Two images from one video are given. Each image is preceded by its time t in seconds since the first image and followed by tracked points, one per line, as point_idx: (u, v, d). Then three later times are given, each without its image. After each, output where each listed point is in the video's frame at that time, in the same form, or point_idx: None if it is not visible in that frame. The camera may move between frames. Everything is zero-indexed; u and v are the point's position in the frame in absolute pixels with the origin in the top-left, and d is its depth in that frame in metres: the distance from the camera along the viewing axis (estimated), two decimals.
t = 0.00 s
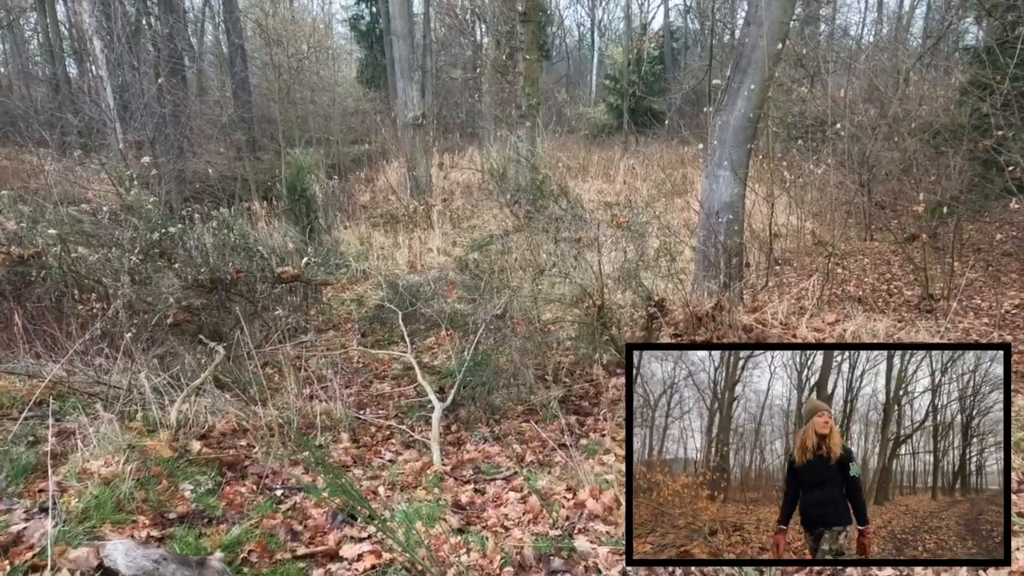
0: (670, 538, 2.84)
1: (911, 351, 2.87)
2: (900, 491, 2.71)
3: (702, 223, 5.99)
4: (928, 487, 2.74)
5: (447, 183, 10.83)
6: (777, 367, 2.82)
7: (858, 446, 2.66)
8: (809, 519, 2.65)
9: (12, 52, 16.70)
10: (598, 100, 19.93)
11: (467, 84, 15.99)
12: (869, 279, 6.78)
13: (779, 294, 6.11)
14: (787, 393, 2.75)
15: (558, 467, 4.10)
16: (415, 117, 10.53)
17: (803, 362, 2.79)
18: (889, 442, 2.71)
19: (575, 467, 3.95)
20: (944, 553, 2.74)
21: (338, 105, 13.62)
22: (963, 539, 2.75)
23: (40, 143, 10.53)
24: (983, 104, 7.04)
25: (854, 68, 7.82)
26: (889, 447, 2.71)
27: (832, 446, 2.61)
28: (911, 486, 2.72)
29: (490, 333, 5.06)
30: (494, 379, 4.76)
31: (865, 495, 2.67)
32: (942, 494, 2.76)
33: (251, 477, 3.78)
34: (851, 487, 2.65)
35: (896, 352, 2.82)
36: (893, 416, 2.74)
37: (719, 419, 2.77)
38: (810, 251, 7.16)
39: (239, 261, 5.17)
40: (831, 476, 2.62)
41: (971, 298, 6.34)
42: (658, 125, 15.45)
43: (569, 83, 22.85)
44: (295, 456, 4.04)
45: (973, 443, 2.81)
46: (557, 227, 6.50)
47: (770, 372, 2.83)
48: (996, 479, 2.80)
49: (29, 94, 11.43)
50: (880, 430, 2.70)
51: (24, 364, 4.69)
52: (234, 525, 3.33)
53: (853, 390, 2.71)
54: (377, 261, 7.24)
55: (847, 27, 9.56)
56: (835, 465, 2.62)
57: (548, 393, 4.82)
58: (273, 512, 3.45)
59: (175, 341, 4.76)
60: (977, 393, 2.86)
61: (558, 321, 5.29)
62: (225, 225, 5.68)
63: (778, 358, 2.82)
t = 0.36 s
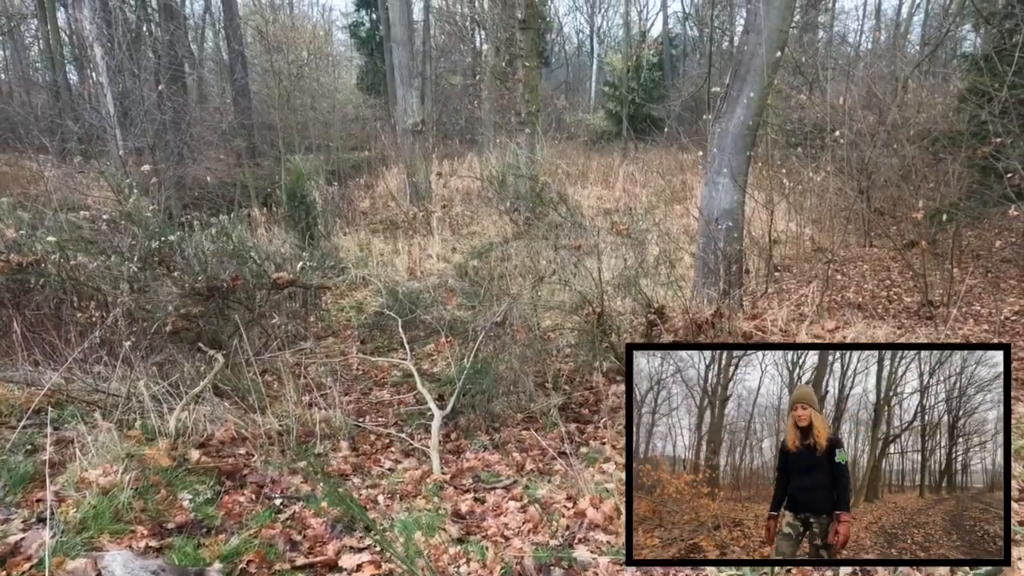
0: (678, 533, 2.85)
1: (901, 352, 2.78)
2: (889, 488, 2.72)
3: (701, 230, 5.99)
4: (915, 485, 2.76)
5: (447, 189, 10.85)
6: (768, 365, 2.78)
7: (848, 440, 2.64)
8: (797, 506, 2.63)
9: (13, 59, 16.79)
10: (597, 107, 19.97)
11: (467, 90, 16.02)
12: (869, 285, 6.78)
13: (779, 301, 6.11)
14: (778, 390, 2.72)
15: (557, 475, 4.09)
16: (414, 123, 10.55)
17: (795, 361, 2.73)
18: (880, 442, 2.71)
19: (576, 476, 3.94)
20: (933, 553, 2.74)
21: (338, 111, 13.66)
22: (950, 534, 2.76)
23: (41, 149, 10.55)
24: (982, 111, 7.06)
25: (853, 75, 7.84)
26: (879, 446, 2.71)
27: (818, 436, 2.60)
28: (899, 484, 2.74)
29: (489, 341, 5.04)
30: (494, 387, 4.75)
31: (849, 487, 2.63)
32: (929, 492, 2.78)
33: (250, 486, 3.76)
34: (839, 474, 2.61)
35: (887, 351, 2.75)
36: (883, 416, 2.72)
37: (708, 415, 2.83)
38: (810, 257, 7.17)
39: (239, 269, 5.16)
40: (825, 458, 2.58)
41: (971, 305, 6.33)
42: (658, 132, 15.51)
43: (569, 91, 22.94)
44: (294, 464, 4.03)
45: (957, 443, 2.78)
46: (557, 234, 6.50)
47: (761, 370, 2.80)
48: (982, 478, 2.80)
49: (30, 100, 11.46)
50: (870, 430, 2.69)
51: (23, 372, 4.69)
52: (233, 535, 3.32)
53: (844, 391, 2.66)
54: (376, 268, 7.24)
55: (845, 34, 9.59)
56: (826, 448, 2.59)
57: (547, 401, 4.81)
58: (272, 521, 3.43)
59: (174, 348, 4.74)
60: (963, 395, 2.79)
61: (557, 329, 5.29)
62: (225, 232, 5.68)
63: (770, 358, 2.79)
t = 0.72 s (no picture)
0: (673, 532, 2.91)
1: (889, 354, 2.90)
2: (875, 486, 2.84)
3: (704, 237, 5.98)
4: (901, 484, 2.86)
5: (449, 194, 10.86)
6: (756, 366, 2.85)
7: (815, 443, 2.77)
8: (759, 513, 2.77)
9: (16, 64, 16.87)
10: (598, 111, 19.93)
11: (468, 96, 16.00)
12: (871, 292, 6.76)
13: (781, 308, 6.10)
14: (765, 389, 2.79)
15: (560, 485, 4.07)
16: (416, 129, 10.55)
17: (784, 360, 2.84)
18: (866, 440, 2.85)
19: (578, 486, 3.92)
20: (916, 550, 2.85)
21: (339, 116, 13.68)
22: (931, 530, 2.88)
23: (43, 155, 10.58)
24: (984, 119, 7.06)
25: (855, 81, 7.83)
26: (865, 446, 2.85)
27: (775, 436, 2.74)
28: (885, 483, 2.85)
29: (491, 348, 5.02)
30: (496, 395, 4.74)
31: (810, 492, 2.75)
32: (914, 490, 2.87)
33: (252, 498, 3.75)
34: (799, 478, 2.73)
35: (874, 352, 2.87)
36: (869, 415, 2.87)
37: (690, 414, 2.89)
38: (812, 263, 7.15)
39: (241, 277, 5.16)
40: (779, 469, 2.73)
41: (974, 311, 6.31)
42: (659, 136, 15.52)
43: (570, 95, 22.97)
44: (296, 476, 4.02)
45: (942, 442, 2.87)
46: (558, 240, 6.49)
47: (749, 367, 2.86)
48: (965, 476, 2.88)
49: (32, 106, 11.49)
50: (857, 429, 2.86)
51: (24, 381, 4.70)
52: (234, 549, 3.31)
53: (833, 391, 2.82)
54: (378, 274, 7.24)
55: (847, 40, 9.58)
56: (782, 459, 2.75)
57: (549, 409, 4.79)
58: (274, 534, 3.42)
59: (176, 357, 4.76)
60: (947, 396, 2.90)
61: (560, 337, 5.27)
62: (226, 240, 5.67)
63: (757, 359, 2.84)
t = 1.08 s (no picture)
0: (661, 527, 2.97)
1: (873, 353, 2.98)
2: (859, 484, 2.95)
3: (707, 245, 5.96)
4: (882, 480, 2.96)
5: (451, 200, 10.84)
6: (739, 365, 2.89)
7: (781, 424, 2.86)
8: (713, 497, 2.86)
9: (22, 70, 17.03)
10: (600, 118, 19.93)
11: (470, 102, 16.00)
12: (875, 299, 6.73)
13: (784, 316, 6.06)
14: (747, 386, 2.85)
15: (562, 498, 4.03)
16: (419, 134, 10.51)
17: (770, 358, 2.89)
18: (851, 438, 2.95)
19: (580, 500, 3.89)
20: (897, 542, 2.95)
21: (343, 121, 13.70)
22: (910, 524, 2.97)
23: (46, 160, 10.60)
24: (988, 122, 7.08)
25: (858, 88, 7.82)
26: (849, 443, 2.95)
27: (726, 418, 2.82)
28: (869, 479, 2.96)
29: (492, 358, 4.99)
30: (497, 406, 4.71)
31: (772, 473, 2.85)
32: (896, 486, 2.98)
33: (250, 512, 3.72)
34: (758, 462, 2.82)
35: (859, 351, 2.96)
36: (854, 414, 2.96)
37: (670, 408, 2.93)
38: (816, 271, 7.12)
39: (242, 286, 5.14)
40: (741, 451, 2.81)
41: (979, 320, 6.25)
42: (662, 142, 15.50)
43: (574, 101, 22.97)
44: (295, 489, 4.00)
45: (923, 440, 2.94)
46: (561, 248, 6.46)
47: (735, 362, 2.90)
48: (945, 473, 2.95)
49: (36, 111, 11.53)
50: (842, 427, 2.96)
51: (22, 390, 4.69)
52: (231, 565, 3.28)
53: (817, 390, 2.95)
54: (379, 280, 7.23)
55: (851, 45, 9.55)
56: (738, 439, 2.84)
57: (550, 420, 4.76)
58: (271, 549, 3.38)
59: (175, 366, 4.75)
60: (928, 396, 2.99)
61: (562, 346, 5.24)
62: (227, 248, 5.66)
63: (740, 356, 2.90)
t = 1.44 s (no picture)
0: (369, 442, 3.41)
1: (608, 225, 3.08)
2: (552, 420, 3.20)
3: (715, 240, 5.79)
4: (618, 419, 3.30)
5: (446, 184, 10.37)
6: (516, 224, 4.93)
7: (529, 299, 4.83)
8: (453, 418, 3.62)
9: None
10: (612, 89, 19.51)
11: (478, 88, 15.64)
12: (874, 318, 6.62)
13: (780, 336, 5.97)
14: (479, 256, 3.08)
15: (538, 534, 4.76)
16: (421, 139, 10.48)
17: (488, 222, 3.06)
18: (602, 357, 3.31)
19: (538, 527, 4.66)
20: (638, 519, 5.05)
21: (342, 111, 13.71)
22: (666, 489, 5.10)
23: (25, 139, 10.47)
24: (995, 129, 7.62)
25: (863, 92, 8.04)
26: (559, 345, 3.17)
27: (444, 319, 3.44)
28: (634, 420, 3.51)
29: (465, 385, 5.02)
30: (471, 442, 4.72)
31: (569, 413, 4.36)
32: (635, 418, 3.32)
33: (247, 526, 4.76)
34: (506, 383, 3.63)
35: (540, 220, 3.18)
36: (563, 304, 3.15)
37: (415, 281, 4.90)
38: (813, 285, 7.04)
39: (239, 289, 5.94)
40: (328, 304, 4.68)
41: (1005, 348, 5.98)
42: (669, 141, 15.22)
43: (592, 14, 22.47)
44: (292, 500, 5.00)
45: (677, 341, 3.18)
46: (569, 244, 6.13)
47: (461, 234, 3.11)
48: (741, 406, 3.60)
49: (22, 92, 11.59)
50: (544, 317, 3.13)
51: (22, 398, 5.57)
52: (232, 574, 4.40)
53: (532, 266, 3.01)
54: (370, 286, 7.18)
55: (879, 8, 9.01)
56: (500, 300, 4.74)
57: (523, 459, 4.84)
58: (269, 568, 4.41)
59: (175, 373, 5.66)
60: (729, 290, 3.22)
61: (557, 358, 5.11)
62: (230, 250, 6.28)
63: (516, 223, 4.91)
